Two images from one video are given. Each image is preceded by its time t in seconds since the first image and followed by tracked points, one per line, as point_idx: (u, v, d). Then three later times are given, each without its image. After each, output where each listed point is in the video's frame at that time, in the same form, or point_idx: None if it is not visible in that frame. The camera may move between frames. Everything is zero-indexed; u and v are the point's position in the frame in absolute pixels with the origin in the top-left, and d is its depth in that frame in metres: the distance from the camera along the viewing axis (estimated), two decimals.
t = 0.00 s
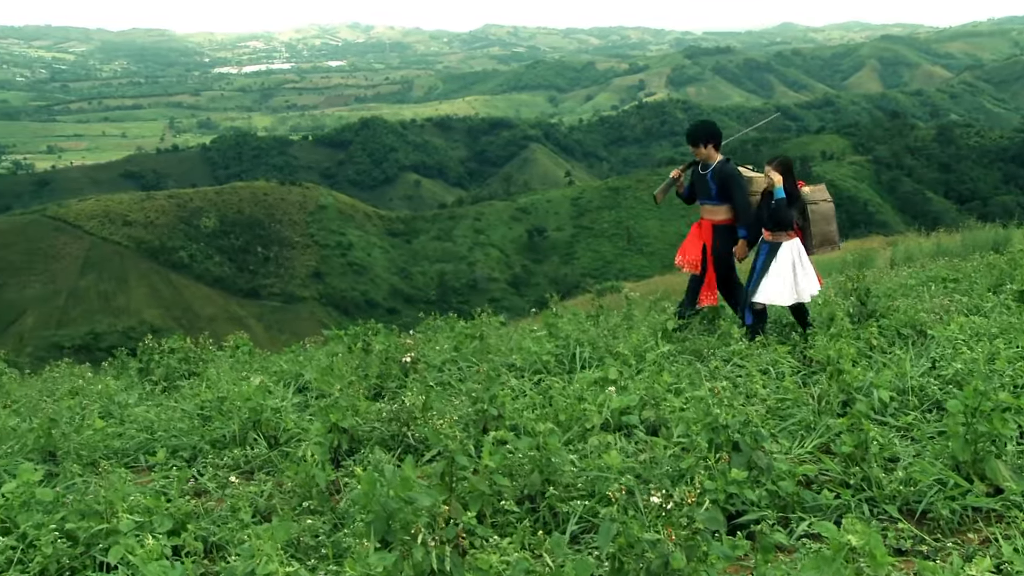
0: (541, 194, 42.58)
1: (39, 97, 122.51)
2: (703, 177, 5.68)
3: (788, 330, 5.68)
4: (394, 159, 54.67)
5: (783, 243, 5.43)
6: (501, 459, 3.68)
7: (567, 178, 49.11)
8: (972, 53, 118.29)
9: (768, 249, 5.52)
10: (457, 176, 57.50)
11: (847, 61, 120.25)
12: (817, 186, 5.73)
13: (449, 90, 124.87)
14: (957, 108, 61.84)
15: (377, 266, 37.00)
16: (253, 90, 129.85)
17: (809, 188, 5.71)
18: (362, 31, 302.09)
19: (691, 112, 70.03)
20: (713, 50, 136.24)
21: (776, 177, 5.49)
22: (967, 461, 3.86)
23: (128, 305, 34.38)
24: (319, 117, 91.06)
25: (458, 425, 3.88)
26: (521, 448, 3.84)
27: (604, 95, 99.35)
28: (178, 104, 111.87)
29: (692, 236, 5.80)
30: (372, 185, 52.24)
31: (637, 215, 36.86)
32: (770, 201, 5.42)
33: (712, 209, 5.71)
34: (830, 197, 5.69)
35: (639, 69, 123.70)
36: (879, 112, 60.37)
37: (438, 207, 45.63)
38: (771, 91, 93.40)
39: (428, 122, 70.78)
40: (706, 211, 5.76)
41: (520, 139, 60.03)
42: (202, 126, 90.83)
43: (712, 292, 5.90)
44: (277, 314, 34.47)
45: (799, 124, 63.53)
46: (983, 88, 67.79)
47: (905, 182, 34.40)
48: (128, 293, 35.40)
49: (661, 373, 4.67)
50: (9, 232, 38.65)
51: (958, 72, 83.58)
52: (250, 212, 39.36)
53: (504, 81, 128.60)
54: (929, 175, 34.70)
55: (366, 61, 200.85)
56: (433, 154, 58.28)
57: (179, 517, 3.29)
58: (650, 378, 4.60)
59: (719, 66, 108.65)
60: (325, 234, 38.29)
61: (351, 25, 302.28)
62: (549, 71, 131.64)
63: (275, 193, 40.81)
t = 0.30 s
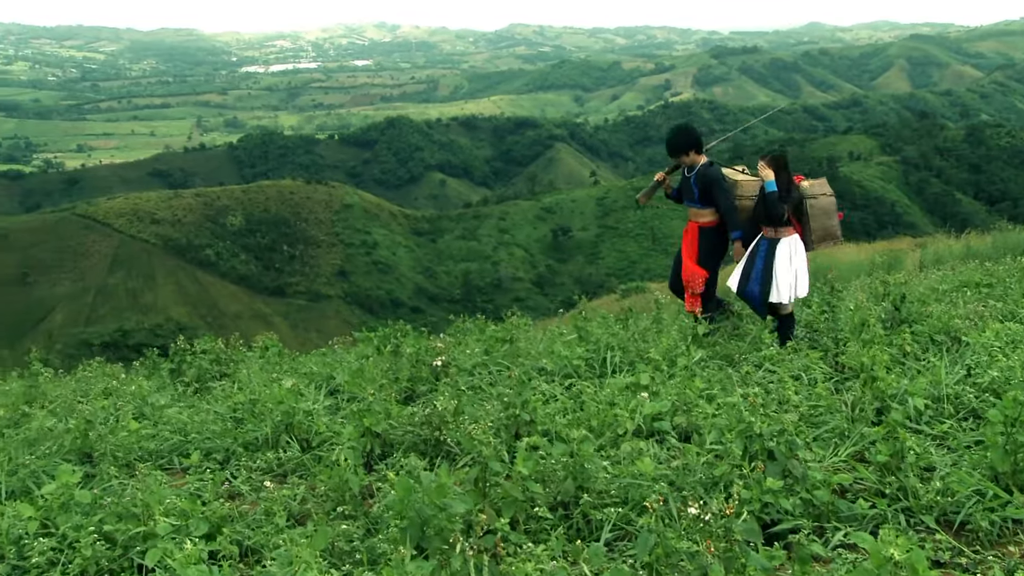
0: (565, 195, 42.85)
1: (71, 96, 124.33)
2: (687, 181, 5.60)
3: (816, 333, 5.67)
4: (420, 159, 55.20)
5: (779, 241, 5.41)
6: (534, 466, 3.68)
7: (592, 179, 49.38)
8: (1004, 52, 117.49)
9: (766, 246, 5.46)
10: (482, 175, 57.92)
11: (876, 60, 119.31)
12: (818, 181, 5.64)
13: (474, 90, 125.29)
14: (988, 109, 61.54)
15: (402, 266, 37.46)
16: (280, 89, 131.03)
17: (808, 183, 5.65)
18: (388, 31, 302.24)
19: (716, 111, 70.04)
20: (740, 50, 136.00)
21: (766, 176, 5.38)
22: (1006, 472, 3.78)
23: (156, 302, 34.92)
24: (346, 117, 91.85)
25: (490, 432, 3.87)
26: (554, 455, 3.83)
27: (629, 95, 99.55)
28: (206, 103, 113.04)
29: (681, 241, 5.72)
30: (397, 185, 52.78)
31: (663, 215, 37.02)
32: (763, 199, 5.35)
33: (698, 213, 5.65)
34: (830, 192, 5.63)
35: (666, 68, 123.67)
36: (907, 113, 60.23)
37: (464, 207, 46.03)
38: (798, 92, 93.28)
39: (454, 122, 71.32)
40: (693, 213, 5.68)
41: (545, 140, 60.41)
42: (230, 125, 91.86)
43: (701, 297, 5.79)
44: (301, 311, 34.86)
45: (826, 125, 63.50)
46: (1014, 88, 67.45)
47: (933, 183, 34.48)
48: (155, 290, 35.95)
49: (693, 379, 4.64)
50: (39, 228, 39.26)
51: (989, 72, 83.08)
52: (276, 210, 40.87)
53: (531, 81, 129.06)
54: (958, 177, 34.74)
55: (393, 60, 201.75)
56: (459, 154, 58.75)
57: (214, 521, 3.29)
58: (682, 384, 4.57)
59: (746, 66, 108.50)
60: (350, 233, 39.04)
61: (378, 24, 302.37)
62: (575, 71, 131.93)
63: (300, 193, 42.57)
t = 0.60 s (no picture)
0: (590, 194, 43.01)
1: (101, 96, 125.83)
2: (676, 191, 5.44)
3: (842, 340, 5.64)
4: (445, 158, 55.62)
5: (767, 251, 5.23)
6: (566, 472, 3.67)
7: (616, 178, 49.52)
8: None
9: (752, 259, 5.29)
10: (506, 174, 58.22)
11: (903, 59, 118.79)
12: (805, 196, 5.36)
13: (499, 88, 125.65)
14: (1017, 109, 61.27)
15: (427, 265, 37.83)
16: (306, 89, 131.62)
17: (797, 199, 5.34)
18: (414, 29, 302.15)
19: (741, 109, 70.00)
20: (766, 49, 135.76)
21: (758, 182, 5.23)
22: None
23: (182, 299, 35.42)
24: (372, 117, 92.47)
25: (521, 437, 3.87)
26: (586, 462, 3.82)
27: (654, 95, 99.73)
28: (233, 101, 113.99)
29: (672, 253, 5.56)
30: (422, 183, 53.21)
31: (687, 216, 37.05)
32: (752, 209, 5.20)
33: (688, 223, 5.49)
34: (821, 208, 5.33)
35: (691, 67, 123.54)
36: (935, 113, 60.06)
37: (488, 206, 46.36)
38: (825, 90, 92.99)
39: (479, 122, 71.70)
40: (685, 224, 5.52)
41: (570, 139, 60.72)
42: (256, 123, 92.72)
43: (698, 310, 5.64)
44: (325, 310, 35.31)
45: (853, 126, 63.50)
46: None
47: (960, 183, 34.57)
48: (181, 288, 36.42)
49: (723, 385, 4.60)
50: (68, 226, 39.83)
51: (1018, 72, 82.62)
52: (301, 209, 40.87)
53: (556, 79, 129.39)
54: (986, 177, 34.76)
55: (419, 59, 202.54)
56: (483, 153, 59.11)
57: (249, 524, 3.30)
58: (714, 390, 4.54)
59: (772, 65, 108.37)
60: (375, 231, 39.40)
61: (403, 24, 302.28)
62: (600, 70, 132.08)
63: (326, 192, 42.67)
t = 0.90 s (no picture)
0: (616, 194, 43.08)
1: (131, 95, 126.85)
2: (664, 200, 5.52)
3: (877, 345, 5.59)
4: (472, 158, 55.88)
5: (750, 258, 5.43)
6: (602, 480, 3.66)
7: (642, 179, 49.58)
8: None
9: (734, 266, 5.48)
10: (533, 174, 58.38)
11: (935, 60, 117.73)
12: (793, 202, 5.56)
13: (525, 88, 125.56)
14: None
15: (454, 264, 38.15)
16: (334, 88, 132.00)
17: (780, 205, 5.54)
18: (441, 28, 302.04)
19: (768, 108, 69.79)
20: (795, 48, 134.90)
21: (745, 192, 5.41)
22: None
23: (209, 296, 35.85)
24: (398, 116, 92.75)
25: (555, 444, 3.84)
26: (622, 470, 3.80)
27: (681, 95, 99.47)
28: (260, 100, 114.59)
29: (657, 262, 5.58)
30: (449, 182, 53.48)
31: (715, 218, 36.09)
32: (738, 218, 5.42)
33: (674, 232, 5.53)
34: (804, 216, 5.54)
35: (718, 67, 122.95)
36: (966, 113, 59.63)
37: (514, 206, 46.56)
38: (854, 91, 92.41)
39: (505, 121, 71.84)
40: (670, 234, 5.56)
41: (596, 139, 60.78)
42: (282, 122, 93.21)
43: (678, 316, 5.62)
44: (353, 309, 35.63)
45: (882, 126, 63.16)
46: None
47: (992, 185, 34.54)
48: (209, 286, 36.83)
49: (758, 393, 4.56)
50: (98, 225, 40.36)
51: None
52: (328, 208, 41.64)
53: (583, 79, 129.20)
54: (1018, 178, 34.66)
55: (445, 58, 202.50)
56: (509, 152, 59.27)
57: (285, 529, 3.30)
58: (748, 397, 4.50)
59: (801, 65, 107.67)
60: (401, 230, 39.93)
61: (431, 23, 302.14)
62: (627, 70, 131.75)
63: (353, 191, 43.45)
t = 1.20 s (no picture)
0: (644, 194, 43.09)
1: (164, 93, 128.11)
2: (658, 212, 5.01)
3: (914, 352, 5.51)
4: (500, 157, 56.06)
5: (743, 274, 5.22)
6: (639, 488, 3.63)
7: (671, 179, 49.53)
8: None
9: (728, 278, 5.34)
10: (561, 173, 58.48)
11: (969, 60, 116.66)
12: (787, 213, 5.29)
13: (553, 88, 125.65)
14: None
15: (482, 264, 38.46)
16: (363, 86, 132.41)
17: (776, 216, 5.27)
18: (470, 28, 302.07)
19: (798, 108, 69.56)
20: (826, 48, 134.17)
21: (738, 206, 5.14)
22: None
23: (238, 294, 36.25)
24: (427, 114, 93.08)
25: (591, 451, 3.81)
26: (659, 477, 3.77)
27: (710, 94, 99.25)
28: (291, 99, 115.35)
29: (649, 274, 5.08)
30: (477, 181, 53.70)
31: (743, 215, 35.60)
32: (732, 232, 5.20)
33: (669, 245, 5.04)
34: (801, 226, 5.29)
35: (748, 67, 122.57)
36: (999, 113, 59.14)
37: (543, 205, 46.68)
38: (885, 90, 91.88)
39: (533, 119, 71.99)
40: (665, 245, 5.06)
41: (624, 138, 60.79)
42: (313, 121, 93.84)
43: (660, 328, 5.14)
44: (381, 308, 35.88)
45: (914, 126, 62.78)
46: None
47: None
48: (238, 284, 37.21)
49: (794, 400, 4.52)
50: (128, 222, 40.75)
51: None
52: (356, 207, 41.35)
53: (613, 79, 129.23)
54: None
55: (474, 58, 202.98)
56: (537, 151, 59.39)
57: (324, 533, 3.32)
58: (785, 404, 4.46)
59: (831, 64, 107.10)
60: (430, 229, 40.33)
61: (460, 22, 302.13)
62: (656, 70, 131.64)
63: (381, 188, 43.33)
